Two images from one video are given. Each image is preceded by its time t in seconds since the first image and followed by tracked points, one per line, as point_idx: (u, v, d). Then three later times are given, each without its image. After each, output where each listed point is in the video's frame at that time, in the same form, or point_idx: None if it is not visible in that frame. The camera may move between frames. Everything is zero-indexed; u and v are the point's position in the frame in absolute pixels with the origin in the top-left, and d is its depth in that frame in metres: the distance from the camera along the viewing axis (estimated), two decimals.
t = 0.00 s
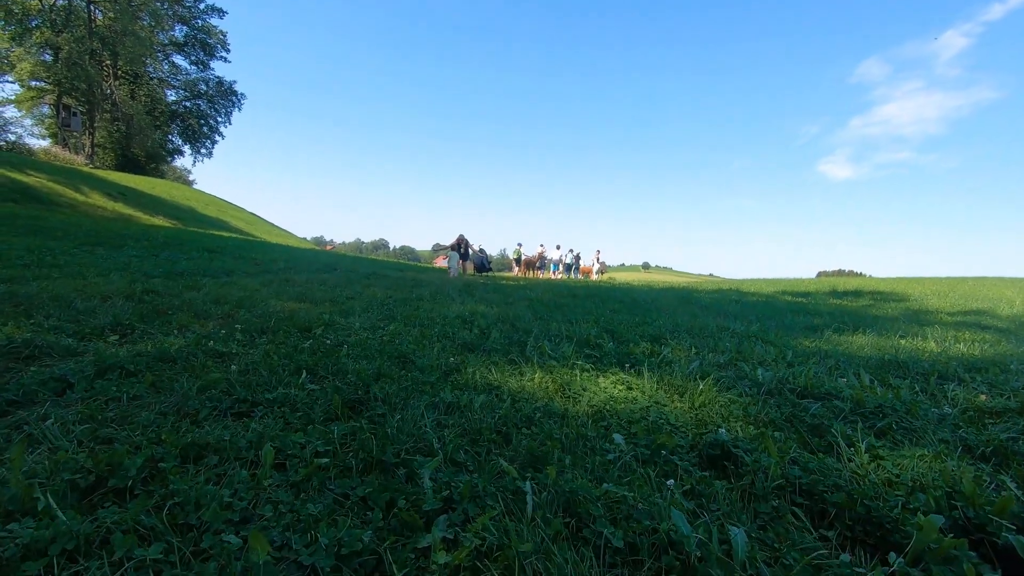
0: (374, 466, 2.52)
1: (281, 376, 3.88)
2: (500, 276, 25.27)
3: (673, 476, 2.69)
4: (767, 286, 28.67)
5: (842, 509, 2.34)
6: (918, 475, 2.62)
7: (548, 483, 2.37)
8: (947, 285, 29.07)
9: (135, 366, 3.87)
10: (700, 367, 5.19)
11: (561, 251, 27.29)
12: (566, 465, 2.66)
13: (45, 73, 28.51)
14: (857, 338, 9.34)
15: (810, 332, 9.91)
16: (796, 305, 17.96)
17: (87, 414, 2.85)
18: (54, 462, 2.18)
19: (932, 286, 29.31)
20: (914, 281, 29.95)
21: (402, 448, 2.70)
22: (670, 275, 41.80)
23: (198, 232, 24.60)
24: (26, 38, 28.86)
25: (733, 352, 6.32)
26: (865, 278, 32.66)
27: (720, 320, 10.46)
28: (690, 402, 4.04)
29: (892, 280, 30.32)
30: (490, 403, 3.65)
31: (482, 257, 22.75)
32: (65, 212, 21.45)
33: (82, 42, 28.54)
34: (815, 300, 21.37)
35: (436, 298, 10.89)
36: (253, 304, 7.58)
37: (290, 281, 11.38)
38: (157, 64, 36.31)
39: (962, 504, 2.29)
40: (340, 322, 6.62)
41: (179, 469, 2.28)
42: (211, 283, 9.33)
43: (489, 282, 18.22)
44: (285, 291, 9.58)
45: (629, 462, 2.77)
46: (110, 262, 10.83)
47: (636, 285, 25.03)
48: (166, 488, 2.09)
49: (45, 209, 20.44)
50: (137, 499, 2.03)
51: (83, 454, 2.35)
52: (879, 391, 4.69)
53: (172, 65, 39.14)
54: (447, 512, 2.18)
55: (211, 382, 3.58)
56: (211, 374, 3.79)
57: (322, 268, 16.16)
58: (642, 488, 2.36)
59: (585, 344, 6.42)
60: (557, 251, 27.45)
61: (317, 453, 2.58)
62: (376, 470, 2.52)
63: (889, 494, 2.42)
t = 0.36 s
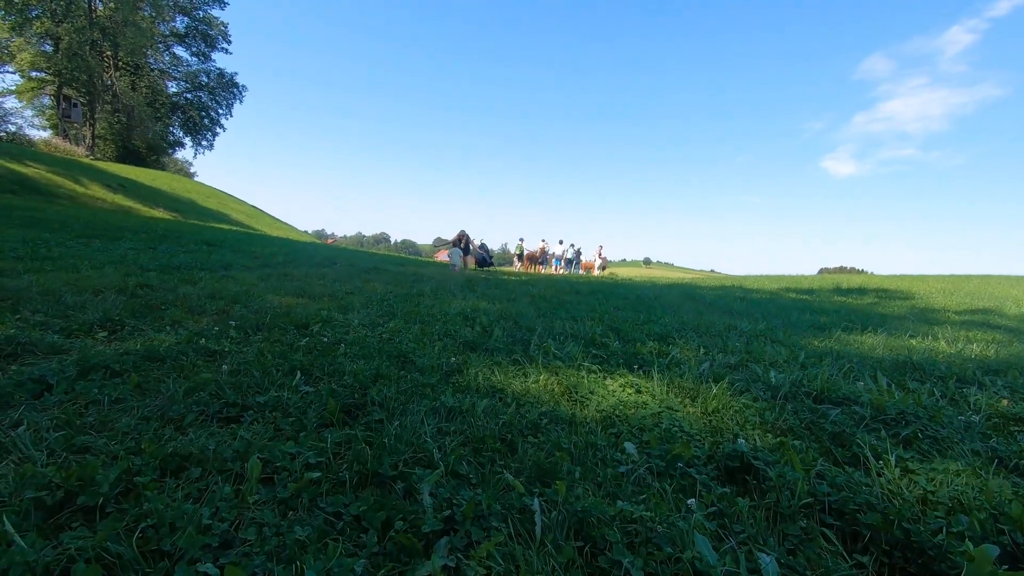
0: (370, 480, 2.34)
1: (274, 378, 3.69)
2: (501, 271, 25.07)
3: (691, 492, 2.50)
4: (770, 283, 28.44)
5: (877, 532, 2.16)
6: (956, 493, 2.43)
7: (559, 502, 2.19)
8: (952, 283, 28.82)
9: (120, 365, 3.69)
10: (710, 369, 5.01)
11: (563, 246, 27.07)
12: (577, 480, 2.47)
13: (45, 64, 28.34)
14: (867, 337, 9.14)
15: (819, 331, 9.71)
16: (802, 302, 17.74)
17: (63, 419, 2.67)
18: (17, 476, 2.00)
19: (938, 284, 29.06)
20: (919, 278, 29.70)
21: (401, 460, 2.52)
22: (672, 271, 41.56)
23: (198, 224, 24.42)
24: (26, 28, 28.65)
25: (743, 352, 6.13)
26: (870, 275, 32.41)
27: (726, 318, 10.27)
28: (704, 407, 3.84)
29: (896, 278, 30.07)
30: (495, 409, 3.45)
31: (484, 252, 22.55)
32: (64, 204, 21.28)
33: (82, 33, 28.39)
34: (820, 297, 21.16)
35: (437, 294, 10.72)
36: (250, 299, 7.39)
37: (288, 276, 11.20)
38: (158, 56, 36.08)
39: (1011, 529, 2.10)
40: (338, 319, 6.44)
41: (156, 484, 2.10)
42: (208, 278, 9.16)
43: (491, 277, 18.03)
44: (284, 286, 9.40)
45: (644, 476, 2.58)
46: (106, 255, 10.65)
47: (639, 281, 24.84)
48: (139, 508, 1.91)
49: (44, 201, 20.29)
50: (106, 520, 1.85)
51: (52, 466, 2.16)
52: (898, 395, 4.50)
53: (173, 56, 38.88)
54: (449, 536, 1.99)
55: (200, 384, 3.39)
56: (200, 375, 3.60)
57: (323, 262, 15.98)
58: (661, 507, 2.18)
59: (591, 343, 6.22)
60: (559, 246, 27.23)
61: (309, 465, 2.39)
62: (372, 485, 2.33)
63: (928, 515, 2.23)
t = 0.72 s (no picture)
0: (367, 501, 2.12)
1: (266, 381, 3.46)
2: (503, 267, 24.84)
3: (720, 516, 2.28)
4: (774, 280, 28.20)
5: (932, 567, 1.94)
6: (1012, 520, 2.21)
7: (576, 530, 1.97)
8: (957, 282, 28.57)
9: (102, 366, 3.46)
10: (725, 373, 4.78)
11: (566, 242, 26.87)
12: (594, 503, 2.25)
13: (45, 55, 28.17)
14: (879, 338, 8.91)
15: (829, 331, 9.48)
16: (808, 301, 17.51)
17: (32, 429, 2.45)
18: None
19: (942, 282, 28.81)
20: (923, 277, 29.44)
21: (401, 478, 2.30)
22: (675, 268, 41.29)
23: (198, 218, 24.18)
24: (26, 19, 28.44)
25: (756, 354, 5.91)
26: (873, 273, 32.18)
27: (733, 317, 10.05)
28: (723, 416, 3.62)
29: (901, 276, 29.84)
30: (501, 417, 3.23)
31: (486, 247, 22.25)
32: (62, 196, 21.05)
33: (82, 24, 28.41)
34: (826, 295, 20.93)
35: (439, 290, 10.50)
36: (246, 295, 7.16)
37: (287, 270, 10.97)
38: (159, 48, 35.76)
39: None
40: (336, 316, 6.22)
41: (126, 508, 1.87)
42: (204, 272, 8.94)
43: (493, 273, 17.81)
44: (281, 281, 9.18)
45: (667, 497, 2.36)
46: (101, 248, 10.43)
47: (642, 277, 24.62)
48: (103, 539, 1.69)
49: (41, 193, 20.09)
50: (64, 554, 1.63)
51: (10, 487, 1.94)
52: (924, 402, 4.28)
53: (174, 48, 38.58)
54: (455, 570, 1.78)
55: (186, 388, 3.17)
56: (186, 378, 3.38)
57: (323, 256, 15.77)
58: (690, 537, 1.96)
59: (598, 344, 5.99)
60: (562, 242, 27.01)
61: (299, 484, 2.17)
62: (369, 507, 2.12)
63: (986, 548, 2.01)
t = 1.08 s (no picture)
0: (365, 525, 1.92)
1: (260, 386, 3.27)
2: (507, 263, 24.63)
3: (754, 543, 2.08)
4: (779, 279, 27.94)
5: None
6: None
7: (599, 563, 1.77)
8: (965, 282, 28.24)
9: (86, 369, 3.26)
10: (742, 377, 4.57)
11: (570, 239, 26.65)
12: (616, 528, 2.05)
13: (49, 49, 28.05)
14: (894, 339, 8.67)
15: (842, 332, 9.26)
16: (816, 300, 17.26)
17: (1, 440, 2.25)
18: None
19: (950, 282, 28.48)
20: (931, 277, 29.11)
21: (402, 498, 2.10)
22: (679, 266, 41.00)
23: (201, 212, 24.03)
24: (30, 13, 28.30)
25: (771, 357, 5.69)
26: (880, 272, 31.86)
27: (743, 317, 9.82)
28: (744, 427, 3.41)
29: (908, 276, 29.54)
30: (510, 426, 3.02)
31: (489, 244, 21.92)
32: (65, 190, 20.91)
33: (86, 18, 28.16)
34: (833, 295, 20.69)
35: (442, 288, 10.30)
36: (244, 292, 6.96)
37: (288, 267, 10.78)
38: (163, 42, 35.61)
39: None
40: (337, 315, 6.02)
41: (94, 536, 1.68)
42: (203, 268, 8.75)
43: (497, 270, 17.60)
44: (282, 278, 8.98)
45: (695, 520, 2.16)
46: (99, 243, 10.25)
47: (646, 275, 24.40)
48: None
49: (43, 187, 19.95)
50: None
51: None
52: (954, 410, 4.06)
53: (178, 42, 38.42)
54: None
55: (174, 393, 2.97)
56: (175, 382, 3.18)
57: (325, 252, 15.59)
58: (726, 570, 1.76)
59: (608, 345, 5.77)
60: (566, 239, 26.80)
61: (290, 505, 1.97)
62: (368, 531, 1.92)
63: None
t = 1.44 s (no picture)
0: (361, 563, 1.72)
1: (252, 395, 3.06)
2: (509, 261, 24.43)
3: None
4: (783, 278, 27.72)
5: None
6: None
7: None
8: (971, 283, 27.99)
9: (66, 375, 3.06)
10: (759, 386, 4.36)
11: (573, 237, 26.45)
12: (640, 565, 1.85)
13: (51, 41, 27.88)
14: (907, 343, 8.47)
15: (853, 335, 9.06)
16: (822, 300, 17.05)
17: None
18: None
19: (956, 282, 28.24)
20: (936, 277, 28.88)
21: (403, 530, 1.90)
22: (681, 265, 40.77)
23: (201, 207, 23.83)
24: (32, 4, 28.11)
25: (786, 363, 5.49)
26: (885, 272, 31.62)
27: (751, 319, 9.61)
28: (767, 442, 3.20)
29: (913, 276, 29.33)
30: (519, 441, 2.82)
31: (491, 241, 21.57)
32: (65, 184, 20.72)
33: (89, 10, 27.97)
34: (839, 295, 20.46)
35: (444, 286, 10.10)
36: (241, 290, 6.76)
37: (287, 263, 10.58)
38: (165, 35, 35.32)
39: None
40: (336, 315, 5.82)
41: None
42: (200, 265, 8.55)
43: (499, 267, 17.40)
44: (281, 275, 8.78)
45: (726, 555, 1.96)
46: (95, 238, 10.06)
47: (650, 273, 24.19)
48: None
49: (42, 180, 19.77)
50: None
51: None
52: (984, 423, 3.85)
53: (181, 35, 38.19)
54: None
55: (159, 403, 2.77)
56: (162, 391, 2.98)
57: (326, 249, 15.38)
58: None
59: (617, 349, 5.57)
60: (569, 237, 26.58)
61: (277, 539, 1.78)
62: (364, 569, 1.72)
63: None
